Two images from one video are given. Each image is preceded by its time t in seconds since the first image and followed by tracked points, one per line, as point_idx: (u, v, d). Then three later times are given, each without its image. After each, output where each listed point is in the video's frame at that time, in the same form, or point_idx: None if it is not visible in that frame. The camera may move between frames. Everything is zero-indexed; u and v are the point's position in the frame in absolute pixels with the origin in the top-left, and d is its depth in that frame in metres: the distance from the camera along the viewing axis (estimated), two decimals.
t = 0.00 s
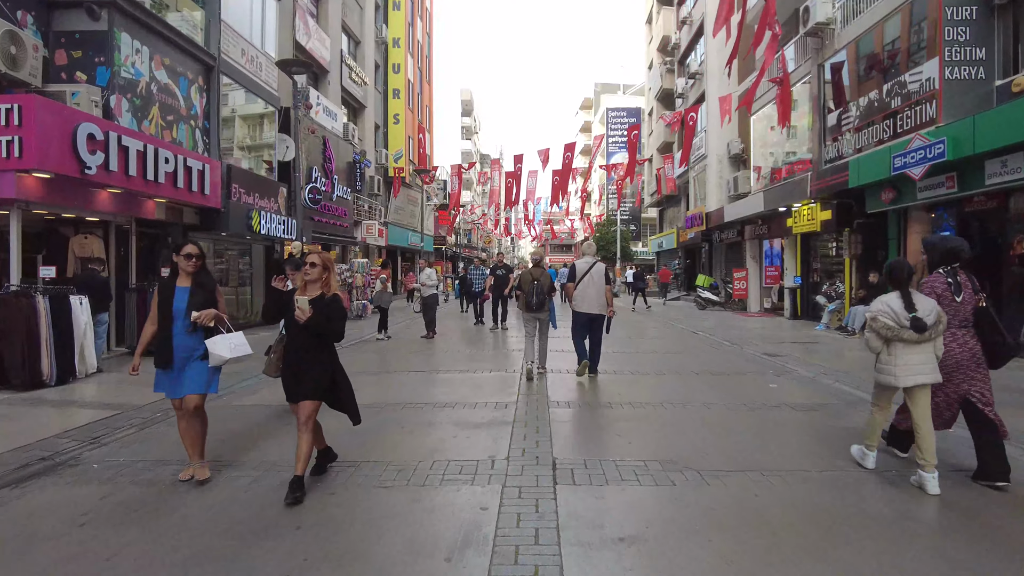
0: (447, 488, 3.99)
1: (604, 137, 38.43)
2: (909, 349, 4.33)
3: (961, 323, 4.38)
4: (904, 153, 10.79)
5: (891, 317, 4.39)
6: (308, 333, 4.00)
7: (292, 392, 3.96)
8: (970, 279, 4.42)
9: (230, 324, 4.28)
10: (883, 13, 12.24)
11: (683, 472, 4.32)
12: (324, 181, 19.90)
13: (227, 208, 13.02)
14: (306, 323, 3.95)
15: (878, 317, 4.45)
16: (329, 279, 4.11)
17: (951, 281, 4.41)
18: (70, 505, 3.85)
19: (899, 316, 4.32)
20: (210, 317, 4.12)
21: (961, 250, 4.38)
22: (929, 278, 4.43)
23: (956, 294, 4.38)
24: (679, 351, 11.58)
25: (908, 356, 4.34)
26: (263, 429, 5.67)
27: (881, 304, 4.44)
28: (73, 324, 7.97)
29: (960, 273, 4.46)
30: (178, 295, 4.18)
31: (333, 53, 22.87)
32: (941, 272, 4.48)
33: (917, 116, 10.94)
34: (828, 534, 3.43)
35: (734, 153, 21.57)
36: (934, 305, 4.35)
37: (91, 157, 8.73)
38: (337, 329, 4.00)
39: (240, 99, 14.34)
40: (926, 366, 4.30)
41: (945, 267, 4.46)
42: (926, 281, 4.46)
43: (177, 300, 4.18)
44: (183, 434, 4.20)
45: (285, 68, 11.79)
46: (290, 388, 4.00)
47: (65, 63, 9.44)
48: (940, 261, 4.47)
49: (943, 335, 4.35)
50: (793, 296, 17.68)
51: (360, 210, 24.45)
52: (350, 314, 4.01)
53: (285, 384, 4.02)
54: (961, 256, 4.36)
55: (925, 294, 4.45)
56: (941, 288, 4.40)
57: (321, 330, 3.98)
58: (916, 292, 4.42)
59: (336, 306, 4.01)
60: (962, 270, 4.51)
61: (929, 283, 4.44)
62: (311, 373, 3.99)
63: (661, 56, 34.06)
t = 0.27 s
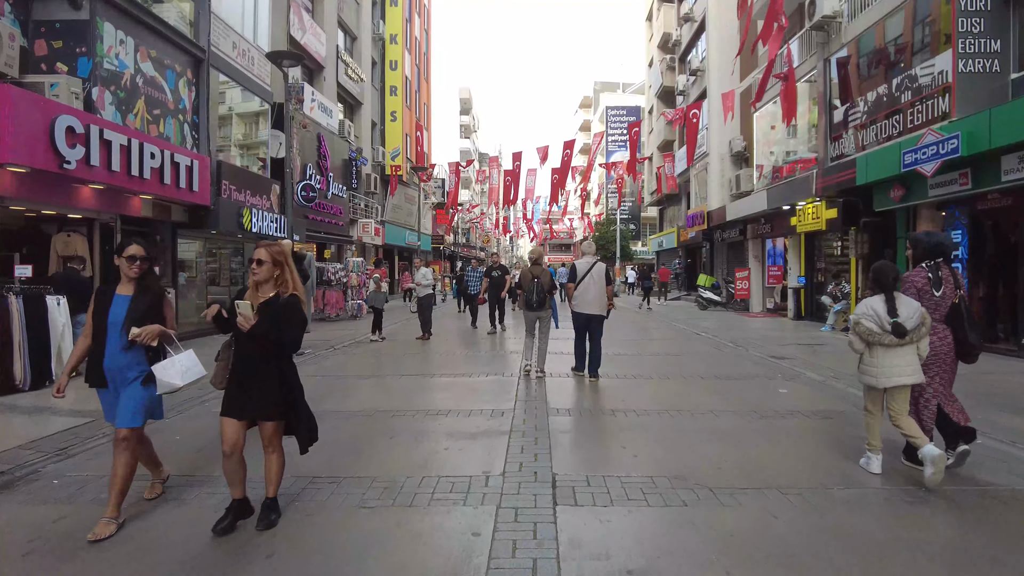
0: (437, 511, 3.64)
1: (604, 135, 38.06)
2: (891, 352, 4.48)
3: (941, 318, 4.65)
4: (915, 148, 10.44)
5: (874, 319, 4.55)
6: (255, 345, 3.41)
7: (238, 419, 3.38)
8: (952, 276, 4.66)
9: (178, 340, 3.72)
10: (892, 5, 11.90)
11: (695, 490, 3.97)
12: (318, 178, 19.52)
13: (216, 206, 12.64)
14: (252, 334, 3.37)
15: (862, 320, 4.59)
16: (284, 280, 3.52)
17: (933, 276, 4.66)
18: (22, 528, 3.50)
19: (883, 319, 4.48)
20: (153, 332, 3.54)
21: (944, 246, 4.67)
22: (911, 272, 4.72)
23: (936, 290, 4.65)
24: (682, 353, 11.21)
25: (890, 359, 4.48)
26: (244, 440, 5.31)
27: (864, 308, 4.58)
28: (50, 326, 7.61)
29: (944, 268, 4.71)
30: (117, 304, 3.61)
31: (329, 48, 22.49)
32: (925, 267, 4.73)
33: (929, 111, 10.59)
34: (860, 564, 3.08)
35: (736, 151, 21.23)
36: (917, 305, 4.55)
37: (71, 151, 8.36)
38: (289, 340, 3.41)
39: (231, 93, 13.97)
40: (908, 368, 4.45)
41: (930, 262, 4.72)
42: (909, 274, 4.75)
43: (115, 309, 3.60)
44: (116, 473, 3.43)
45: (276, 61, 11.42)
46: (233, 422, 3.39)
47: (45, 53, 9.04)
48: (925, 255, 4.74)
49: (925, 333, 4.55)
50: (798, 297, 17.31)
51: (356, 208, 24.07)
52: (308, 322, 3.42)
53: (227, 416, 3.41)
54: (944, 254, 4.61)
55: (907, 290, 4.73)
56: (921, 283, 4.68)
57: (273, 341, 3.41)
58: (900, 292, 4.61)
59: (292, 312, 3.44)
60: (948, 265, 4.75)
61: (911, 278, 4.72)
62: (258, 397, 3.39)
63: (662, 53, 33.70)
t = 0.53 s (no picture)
0: (422, 531, 3.29)
1: (601, 133, 37.73)
2: (875, 345, 4.46)
3: (927, 317, 4.54)
4: (924, 142, 10.12)
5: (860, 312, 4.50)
6: (174, 354, 2.70)
7: (165, 449, 2.70)
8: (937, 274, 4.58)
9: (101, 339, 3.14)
10: None
11: (705, 506, 3.63)
12: (310, 175, 19.15)
13: (203, 202, 12.26)
14: (170, 343, 2.70)
15: (847, 313, 4.55)
16: (208, 278, 2.87)
17: (919, 275, 4.57)
18: None
19: (868, 312, 4.44)
20: (72, 331, 2.98)
21: (930, 247, 4.58)
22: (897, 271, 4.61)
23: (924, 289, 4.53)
24: (683, 353, 10.89)
25: (873, 351, 4.47)
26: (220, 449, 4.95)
27: (851, 300, 4.53)
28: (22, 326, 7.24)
29: (928, 267, 4.63)
30: (23, 297, 3.04)
31: (322, 43, 22.13)
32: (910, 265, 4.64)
33: (938, 103, 10.28)
34: None
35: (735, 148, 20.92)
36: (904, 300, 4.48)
37: (46, 143, 8.00)
38: (217, 350, 2.76)
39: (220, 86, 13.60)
40: (891, 362, 4.44)
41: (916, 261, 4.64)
42: (896, 272, 4.63)
43: (19, 303, 3.03)
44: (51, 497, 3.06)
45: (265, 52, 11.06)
46: (157, 458, 2.71)
47: (21, 41, 8.66)
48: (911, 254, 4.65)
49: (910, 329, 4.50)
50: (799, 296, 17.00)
51: (350, 206, 23.71)
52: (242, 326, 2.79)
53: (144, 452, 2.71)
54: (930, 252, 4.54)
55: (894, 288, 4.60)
56: (907, 281, 4.57)
57: (197, 353, 2.74)
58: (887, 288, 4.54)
59: (221, 315, 2.79)
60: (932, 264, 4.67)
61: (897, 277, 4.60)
62: (186, 414, 2.74)
63: (660, 50, 33.41)
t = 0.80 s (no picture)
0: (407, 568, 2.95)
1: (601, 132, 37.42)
2: (863, 346, 4.51)
3: (913, 317, 4.68)
4: (935, 140, 9.79)
5: (848, 314, 4.56)
6: (59, 377, 2.16)
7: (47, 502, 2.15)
8: (924, 275, 4.71)
9: None
10: None
11: (722, 538, 3.29)
12: (305, 174, 18.82)
13: (192, 202, 11.90)
14: (59, 362, 2.15)
15: (835, 315, 4.60)
16: (112, 281, 2.31)
17: (906, 274, 4.69)
18: None
19: (855, 314, 4.50)
20: None
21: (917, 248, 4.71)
22: (884, 271, 4.73)
23: (910, 288, 4.67)
24: (686, 357, 10.58)
25: (861, 353, 4.53)
26: (197, 467, 4.63)
27: (840, 302, 4.58)
28: None
29: (915, 268, 4.75)
30: None
31: (317, 40, 21.80)
32: (897, 266, 4.76)
33: (950, 99, 9.94)
34: None
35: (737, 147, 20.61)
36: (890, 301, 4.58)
37: (21, 140, 7.64)
38: (125, 366, 2.20)
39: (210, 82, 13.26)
40: (877, 363, 4.52)
41: (903, 261, 4.77)
42: (882, 273, 4.75)
43: None
44: None
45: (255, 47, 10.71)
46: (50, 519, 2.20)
47: None
48: (898, 255, 4.78)
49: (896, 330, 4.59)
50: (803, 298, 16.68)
51: (346, 206, 23.37)
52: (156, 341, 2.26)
53: (43, 506, 2.19)
54: (915, 253, 4.68)
55: (880, 288, 4.73)
56: (893, 281, 4.69)
57: (94, 376, 2.17)
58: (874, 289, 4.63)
59: (131, 327, 2.24)
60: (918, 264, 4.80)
61: (884, 277, 4.73)
62: (80, 430, 2.17)
63: (660, 49, 33.09)
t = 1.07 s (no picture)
0: None
1: (602, 132, 37.10)
2: (855, 347, 4.59)
3: (904, 316, 4.73)
4: (949, 135, 9.48)
5: (841, 316, 4.64)
6: None
7: None
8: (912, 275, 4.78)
9: None
10: None
11: (740, 562, 3.00)
12: (302, 172, 18.53)
13: (184, 200, 11.60)
14: None
15: (827, 319, 4.67)
16: None
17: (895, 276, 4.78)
18: None
19: (848, 317, 4.57)
20: None
21: (903, 249, 4.77)
22: (872, 276, 4.80)
23: (902, 290, 4.72)
24: (691, 359, 10.30)
25: (852, 354, 4.62)
26: (175, 479, 4.35)
27: (832, 306, 4.65)
28: None
29: (902, 270, 4.83)
30: None
31: (315, 38, 21.51)
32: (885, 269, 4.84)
33: (966, 94, 9.62)
34: None
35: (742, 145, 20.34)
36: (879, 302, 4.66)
37: None
38: None
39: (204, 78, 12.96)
40: (873, 362, 4.60)
41: (890, 265, 4.82)
42: (871, 277, 4.82)
43: None
44: None
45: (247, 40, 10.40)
46: None
47: None
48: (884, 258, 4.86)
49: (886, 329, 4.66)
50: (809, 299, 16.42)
51: (344, 205, 23.07)
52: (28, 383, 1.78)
53: None
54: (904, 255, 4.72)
55: (870, 291, 4.80)
56: (882, 285, 4.76)
57: None
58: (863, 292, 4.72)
59: None
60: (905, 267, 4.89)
61: (872, 282, 4.80)
62: None
63: (662, 47, 32.78)
